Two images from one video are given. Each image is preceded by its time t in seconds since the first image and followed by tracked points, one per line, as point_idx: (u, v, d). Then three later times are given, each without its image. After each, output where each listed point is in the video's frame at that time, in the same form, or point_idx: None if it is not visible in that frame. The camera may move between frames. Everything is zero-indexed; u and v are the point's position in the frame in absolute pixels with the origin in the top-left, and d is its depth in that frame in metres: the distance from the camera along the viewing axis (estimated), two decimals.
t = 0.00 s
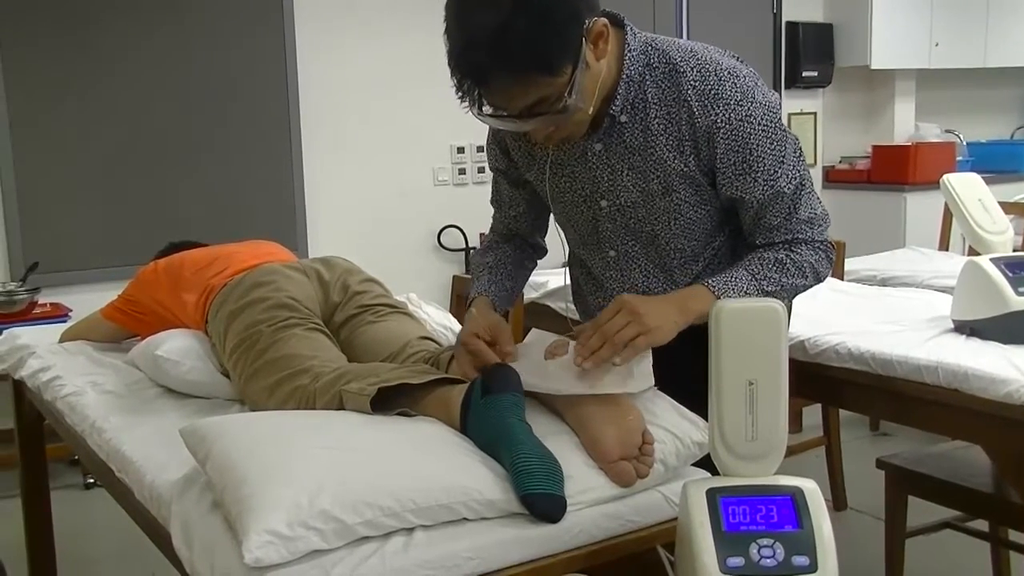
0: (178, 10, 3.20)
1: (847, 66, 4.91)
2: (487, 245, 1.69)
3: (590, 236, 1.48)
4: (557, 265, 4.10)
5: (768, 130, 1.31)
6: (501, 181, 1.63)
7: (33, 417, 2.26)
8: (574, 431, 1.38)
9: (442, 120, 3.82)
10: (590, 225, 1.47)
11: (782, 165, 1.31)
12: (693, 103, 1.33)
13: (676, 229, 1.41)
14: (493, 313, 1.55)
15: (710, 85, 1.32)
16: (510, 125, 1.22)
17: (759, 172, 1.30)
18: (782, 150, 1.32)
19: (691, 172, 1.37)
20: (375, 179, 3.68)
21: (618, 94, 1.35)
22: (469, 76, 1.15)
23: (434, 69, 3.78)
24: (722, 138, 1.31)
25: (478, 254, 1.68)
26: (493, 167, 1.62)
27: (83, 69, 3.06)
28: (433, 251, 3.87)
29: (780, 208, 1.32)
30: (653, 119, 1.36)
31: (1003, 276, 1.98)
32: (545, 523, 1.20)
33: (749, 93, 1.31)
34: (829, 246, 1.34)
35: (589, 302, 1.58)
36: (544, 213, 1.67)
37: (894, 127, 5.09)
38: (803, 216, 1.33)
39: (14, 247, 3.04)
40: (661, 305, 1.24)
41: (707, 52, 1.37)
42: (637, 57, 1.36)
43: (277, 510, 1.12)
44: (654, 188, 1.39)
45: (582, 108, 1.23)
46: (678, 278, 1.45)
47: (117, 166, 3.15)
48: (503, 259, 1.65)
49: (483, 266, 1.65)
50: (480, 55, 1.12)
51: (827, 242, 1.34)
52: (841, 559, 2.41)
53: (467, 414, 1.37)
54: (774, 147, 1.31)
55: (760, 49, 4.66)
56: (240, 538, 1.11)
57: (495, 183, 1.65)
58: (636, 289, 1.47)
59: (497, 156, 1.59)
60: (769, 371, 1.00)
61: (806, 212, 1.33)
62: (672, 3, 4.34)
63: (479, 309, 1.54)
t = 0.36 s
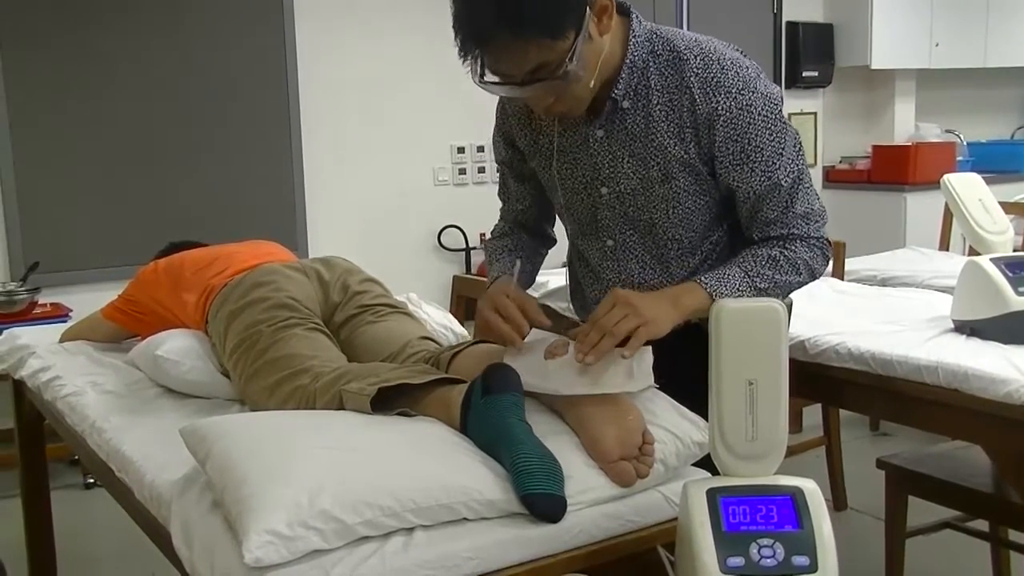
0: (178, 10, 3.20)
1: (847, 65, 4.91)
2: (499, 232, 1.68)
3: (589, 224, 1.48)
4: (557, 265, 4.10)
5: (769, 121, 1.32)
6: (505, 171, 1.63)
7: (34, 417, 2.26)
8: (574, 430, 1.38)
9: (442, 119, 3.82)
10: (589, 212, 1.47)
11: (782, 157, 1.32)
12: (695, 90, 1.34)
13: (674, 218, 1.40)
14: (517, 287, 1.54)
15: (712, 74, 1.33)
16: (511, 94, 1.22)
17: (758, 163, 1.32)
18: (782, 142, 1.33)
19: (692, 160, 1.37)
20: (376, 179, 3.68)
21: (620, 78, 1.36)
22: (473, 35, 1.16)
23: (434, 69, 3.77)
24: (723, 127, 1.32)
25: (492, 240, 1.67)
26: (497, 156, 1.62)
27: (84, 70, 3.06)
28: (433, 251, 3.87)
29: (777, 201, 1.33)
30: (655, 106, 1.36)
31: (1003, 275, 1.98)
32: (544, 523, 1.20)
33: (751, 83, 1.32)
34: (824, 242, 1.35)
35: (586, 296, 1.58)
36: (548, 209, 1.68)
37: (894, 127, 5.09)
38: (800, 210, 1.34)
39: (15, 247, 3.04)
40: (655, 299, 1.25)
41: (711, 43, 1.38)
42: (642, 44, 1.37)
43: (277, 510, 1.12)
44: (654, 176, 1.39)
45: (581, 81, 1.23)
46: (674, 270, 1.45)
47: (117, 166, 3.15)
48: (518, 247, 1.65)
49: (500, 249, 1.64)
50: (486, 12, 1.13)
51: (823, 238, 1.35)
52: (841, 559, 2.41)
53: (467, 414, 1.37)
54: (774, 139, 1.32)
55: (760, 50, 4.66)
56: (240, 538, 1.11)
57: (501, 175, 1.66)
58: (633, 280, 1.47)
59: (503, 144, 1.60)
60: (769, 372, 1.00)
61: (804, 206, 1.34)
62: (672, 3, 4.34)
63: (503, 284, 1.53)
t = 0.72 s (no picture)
0: (180, 10, 3.20)
1: (849, 65, 4.91)
2: (494, 237, 1.68)
3: (592, 210, 1.49)
4: (559, 265, 4.10)
5: (776, 103, 1.34)
6: (507, 163, 1.64)
7: (35, 418, 2.26)
8: (575, 431, 1.38)
9: (443, 119, 3.82)
10: (592, 198, 1.48)
11: (788, 139, 1.34)
12: (704, 71, 1.36)
13: (677, 201, 1.41)
14: (518, 296, 1.54)
15: (721, 56, 1.36)
16: (521, 60, 1.22)
17: (764, 144, 1.33)
18: (788, 126, 1.35)
19: (698, 141, 1.39)
20: (377, 179, 3.68)
21: (628, 59, 1.38)
22: None
23: (435, 69, 3.77)
24: (730, 107, 1.34)
25: (489, 245, 1.67)
26: (500, 146, 1.62)
27: (86, 70, 3.06)
28: (435, 251, 3.87)
29: (782, 184, 1.34)
30: (663, 88, 1.39)
31: (1004, 275, 1.98)
32: (545, 523, 1.20)
33: (759, 67, 1.35)
34: (825, 227, 1.37)
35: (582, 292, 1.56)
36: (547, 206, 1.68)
37: (896, 127, 5.09)
38: (803, 192, 1.35)
39: (16, 247, 3.05)
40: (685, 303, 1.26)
41: (719, 30, 1.41)
42: (650, 27, 1.40)
43: (279, 510, 1.12)
44: (659, 157, 1.40)
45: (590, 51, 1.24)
46: (675, 257, 1.44)
47: (119, 166, 3.15)
48: (514, 250, 1.65)
49: (497, 255, 1.64)
50: None
51: (824, 224, 1.37)
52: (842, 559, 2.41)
53: (468, 414, 1.37)
54: (781, 121, 1.34)
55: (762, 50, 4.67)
56: (241, 538, 1.11)
57: (502, 167, 1.66)
58: (632, 268, 1.46)
59: (506, 134, 1.60)
60: (770, 372, 0.99)
61: (808, 190, 1.36)
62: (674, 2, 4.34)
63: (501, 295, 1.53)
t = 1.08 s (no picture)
0: (180, 10, 3.20)
1: (850, 66, 4.91)
2: (494, 237, 1.67)
3: (596, 205, 1.49)
4: (559, 265, 4.10)
5: (784, 102, 1.34)
6: (510, 158, 1.64)
7: (36, 418, 2.26)
8: (576, 431, 1.38)
9: (444, 120, 3.82)
10: (597, 192, 1.48)
11: (793, 139, 1.34)
12: (712, 68, 1.36)
13: (682, 198, 1.41)
14: (520, 300, 1.53)
15: (730, 53, 1.36)
16: (536, 46, 1.22)
17: (770, 142, 1.33)
18: (795, 126, 1.35)
19: (705, 138, 1.39)
20: (378, 179, 3.68)
21: (638, 54, 1.39)
22: None
23: (436, 69, 3.77)
24: (738, 104, 1.34)
25: (489, 246, 1.66)
26: (504, 140, 1.62)
27: (85, 70, 3.06)
28: (436, 251, 3.87)
29: (786, 184, 1.34)
30: (671, 83, 1.39)
31: (1004, 275, 1.98)
32: (546, 523, 1.20)
33: (767, 65, 1.35)
34: (827, 230, 1.37)
35: (582, 287, 1.56)
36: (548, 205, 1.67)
37: (897, 127, 5.09)
38: (807, 194, 1.35)
39: (17, 247, 3.04)
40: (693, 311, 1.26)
41: (729, 28, 1.41)
42: (660, 23, 1.40)
43: (280, 510, 1.12)
44: (665, 153, 1.40)
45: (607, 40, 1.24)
46: (677, 254, 1.44)
47: (119, 166, 3.15)
48: (515, 250, 1.64)
49: (497, 257, 1.63)
50: None
51: (827, 227, 1.36)
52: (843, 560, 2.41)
53: (468, 414, 1.37)
54: (787, 120, 1.34)
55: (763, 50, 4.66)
56: (242, 538, 1.11)
57: (504, 164, 1.66)
58: (634, 264, 1.46)
59: (511, 129, 1.60)
60: (771, 372, 0.99)
61: (811, 191, 1.35)
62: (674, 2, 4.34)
63: (503, 298, 1.52)
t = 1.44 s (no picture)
0: (185, 11, 3.21)
1: (854, 66, 4.90)
2: (497, 236, 1.66)
3: (602, 205, 1.49)
4: (564, 266, 4.11)
5: (791, 104, 1.34)
6: (518, 156, 1.64)
7: (41, 418, 2.26)
8: (580, 431, 1.38)
9: (448, 120, 3.82)
10: (603, 192, 1.48)
11: (800, 141, 1.34)
12: (719, 68, 1.36)
13: (689, 198, 1.41)
14: (522, 297, 1.52)
15: (737, 54, 1.35)
16: (544, 44, 1.23)
17: (776, 144, 1.33)
18: (801, 128, 1.35)
19: (712, 138, 1.39)
20: (382, 180, 3.68)
21: (646, 54, 1.39)
22: None
23: (440, 69, 3.77)
24: (745, 105, 1.34)
25: (492, 246, 1.65)
26: (511, 139, 1.63)
27: (90, 71, 3.07)
28: (440, 252, 3.87)
29: (791, 186, 1.34)
30: (679, 83, 1.39)
31: (1010, 276, 1.97)
32: (551, 523, 1.20)
33: (774, 66, 1.35)
34: (833, 233, 1.36)
35: (588, 286, 1.56)
36: (553, 205, 1.67)
37: (902, 127, 5.08)
38: (812, 197, 1.35)
39: (23, 248, 3.05)
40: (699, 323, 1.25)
41: (737, 29, 1.40)
42: (668, 24, 1.40)
43: (284, 510, 1.12)
44: (672, 153, 1.40)
45: (615, 38, 1.23)
46: (684, 254, 1.44)
47: (124, 167, 3.16)
48: (517, 249, 1.63)
49: (500, 256, 1.62)
50: None
51: (833, 230, 1.36)
52: (847, 560, 2.41)
53: (472, 414, 1.37)
54: (794, 122, 1.34)
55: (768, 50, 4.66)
56: (246, 538, 1.11)
57: (510, 162, 1.66)
58: (641, 264, 1.46)
59: (519, 127, 1.61)
60: (775, 372, 0.99)
61: (817, 193, 1.35)
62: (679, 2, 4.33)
63: (506, 296, 1.52)
